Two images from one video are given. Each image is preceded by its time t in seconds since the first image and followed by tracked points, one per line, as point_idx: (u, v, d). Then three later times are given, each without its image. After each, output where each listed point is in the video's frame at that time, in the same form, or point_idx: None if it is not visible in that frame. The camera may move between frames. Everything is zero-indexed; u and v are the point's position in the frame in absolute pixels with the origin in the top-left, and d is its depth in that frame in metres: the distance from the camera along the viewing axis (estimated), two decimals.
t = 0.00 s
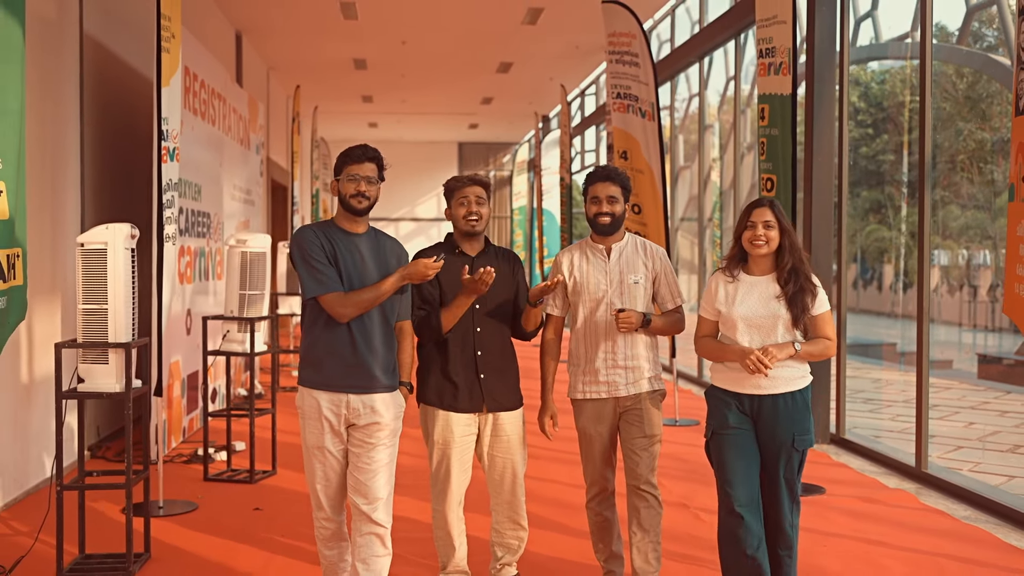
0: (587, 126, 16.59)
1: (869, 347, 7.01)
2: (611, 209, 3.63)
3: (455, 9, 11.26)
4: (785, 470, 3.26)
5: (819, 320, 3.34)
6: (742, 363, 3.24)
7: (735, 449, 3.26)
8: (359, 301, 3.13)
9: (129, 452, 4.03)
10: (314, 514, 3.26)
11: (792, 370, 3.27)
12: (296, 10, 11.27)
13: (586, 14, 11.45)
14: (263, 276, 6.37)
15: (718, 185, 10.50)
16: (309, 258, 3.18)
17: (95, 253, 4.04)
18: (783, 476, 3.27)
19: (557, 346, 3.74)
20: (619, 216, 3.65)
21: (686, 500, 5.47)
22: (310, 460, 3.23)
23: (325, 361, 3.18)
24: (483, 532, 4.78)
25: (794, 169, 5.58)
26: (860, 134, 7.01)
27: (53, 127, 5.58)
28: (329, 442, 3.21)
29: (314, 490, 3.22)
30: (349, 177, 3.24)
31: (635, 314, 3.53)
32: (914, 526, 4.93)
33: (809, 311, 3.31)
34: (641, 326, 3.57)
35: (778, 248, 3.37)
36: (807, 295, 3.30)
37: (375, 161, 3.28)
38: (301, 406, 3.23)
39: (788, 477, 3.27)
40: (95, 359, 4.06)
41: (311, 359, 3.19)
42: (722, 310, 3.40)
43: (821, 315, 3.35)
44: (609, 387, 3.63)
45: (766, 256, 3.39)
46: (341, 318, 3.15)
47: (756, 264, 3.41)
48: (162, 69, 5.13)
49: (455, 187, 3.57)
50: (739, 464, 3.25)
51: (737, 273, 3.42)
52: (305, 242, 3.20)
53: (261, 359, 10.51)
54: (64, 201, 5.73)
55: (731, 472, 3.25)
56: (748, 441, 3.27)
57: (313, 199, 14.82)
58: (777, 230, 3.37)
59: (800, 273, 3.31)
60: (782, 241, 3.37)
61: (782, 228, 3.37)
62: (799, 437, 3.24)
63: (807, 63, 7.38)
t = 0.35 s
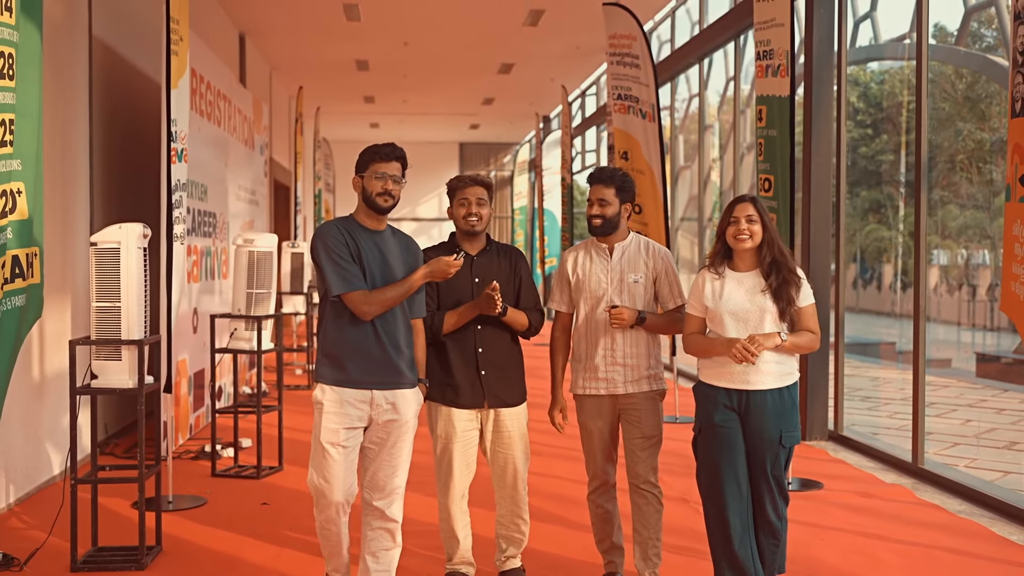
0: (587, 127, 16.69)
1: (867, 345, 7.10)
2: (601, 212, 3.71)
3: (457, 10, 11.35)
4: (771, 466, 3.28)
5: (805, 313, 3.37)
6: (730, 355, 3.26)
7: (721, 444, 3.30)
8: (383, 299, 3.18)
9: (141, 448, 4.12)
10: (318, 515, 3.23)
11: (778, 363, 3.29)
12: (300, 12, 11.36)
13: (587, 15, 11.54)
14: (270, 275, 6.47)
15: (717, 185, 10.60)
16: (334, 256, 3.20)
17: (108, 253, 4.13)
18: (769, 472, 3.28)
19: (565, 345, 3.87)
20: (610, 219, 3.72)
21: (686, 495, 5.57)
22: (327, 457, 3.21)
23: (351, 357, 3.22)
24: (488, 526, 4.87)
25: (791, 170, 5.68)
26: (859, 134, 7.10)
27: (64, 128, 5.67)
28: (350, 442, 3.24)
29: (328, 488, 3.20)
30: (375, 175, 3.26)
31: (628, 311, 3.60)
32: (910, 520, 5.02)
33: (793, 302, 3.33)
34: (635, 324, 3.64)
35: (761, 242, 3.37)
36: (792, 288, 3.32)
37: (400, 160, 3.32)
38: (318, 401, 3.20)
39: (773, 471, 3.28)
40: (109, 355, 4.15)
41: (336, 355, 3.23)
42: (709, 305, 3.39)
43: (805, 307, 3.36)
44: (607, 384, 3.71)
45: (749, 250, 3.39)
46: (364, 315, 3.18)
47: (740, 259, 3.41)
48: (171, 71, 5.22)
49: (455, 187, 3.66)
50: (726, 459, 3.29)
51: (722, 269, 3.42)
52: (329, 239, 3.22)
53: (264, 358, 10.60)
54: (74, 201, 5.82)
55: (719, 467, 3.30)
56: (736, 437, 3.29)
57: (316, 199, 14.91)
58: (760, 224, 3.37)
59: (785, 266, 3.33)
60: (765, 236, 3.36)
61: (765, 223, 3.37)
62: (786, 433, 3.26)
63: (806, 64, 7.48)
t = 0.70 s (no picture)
0: (587, 128, 16.77)
1: (863, 345, 7.19)
2: (593, 218, 3.79)
3: (458, 12, 11.44)
4: (763, 464, 3.31)
5: (794, 317, 3.40)
6: (712, 355, 3.36)
7: (710, 443, 3.40)
8: (396, 301, 3.22)
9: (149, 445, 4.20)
10: (335, 515, 3.28)
11: (763, 365, 3.34)
12: (301, 14, 11.44)
13: (587, 17, 11.62)
14: (273, 275, 6.55)
15: (716, 186, 10.68)
16: (345, 259, 3.22)
17: (117, 254, 4.21)
18: (763, 471, 3.31)
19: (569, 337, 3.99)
20: (602, 225, 3.78)
21: (684, 492, 5.65)
22: (347, 456, 3.26)
23: (364, 358, 3.26)
24: (488, 522, 4.96)
25: (787, 172, 5.78)
26: (859, 135, 7.16)
27: (71, 130, 5.74)
28: (363, 442, 3.30)
29: (347, 487, 3.26)
30: (393, 182, 3.29)
31: (613, 315, 3.63)
32: (905, 516, 5.10)
33: (778, 306, 3.36)
34: (622, 328, 3.68)
35: (750, 244, 3.42)
36: (779, 292, 3.36)
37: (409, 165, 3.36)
38: (336, 401, 3.24)
39: (763, 473, 3.31)
40: (116, 355, 4.23)
41: (350, 357, 3.26)
42: (698, 306, 3.48)
43: (793, 310, 3.39)
44: (598, 382, 3.79)
45: (740, 252, 3.45)
46: (376, 317, 3.22)
47: (732, 260, 3.48)
48: (177, 75, 5.30)
49: (461, 190, 3.73)
50: (714, 457, 3.40)
51: (713, 270, 3.50)
52: (338, 242, 3.23)
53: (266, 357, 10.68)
54: (81, 202, 5.90)
55: (708, 467, 3.40)
56: (724, 436, 3.38)
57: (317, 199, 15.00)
58: (748, 227, 3.42)
59: (771, 272, 3.36)
60: (754, 240, 3.41)
61: (754, 227, 3.42)
62: (776, 431, 3.30)
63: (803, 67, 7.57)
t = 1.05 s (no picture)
0: (586, 128, 16.85)
1: (855, 343, 7.27)
2: (589, 218, 3.87)
3: (456, 14, 11.52)
4: (755, 464, 3.37)
5: (787, 316, 3.41)
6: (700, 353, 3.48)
7: (707, 440, 3.52)
8: (405, 301, 3.30)
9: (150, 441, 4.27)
10: (335, 513, 3.33)
11: (752, 364, 3.40)
12: (301, 16, 11.52)
13: (585, 18, 11.70)
14: (272, 275, 6.62)
15: (713, 186, 10.76)
16: (359, 261, 3.25)
17: (118, 254, 4.29)
18: (756, 472, 3.36)
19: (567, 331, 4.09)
20: (598, 224, 3.87)
21: (678, 488, 5.73)
22: (352, 454, 3.32)
23: (369, 359, 3.33)
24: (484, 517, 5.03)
25: (779, 173, 5.86)
26: (860, 134, 7.12)
27: (73, 131, 5.81)
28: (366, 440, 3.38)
29: (350, 485, 3.32)
30: (396, 185, 3.41)
31: (603, 313, 3.72)
32: (895, 511, 5.18)
33: (764, 306, 3.40)
34: (614, 326, 3.76)
35: (743, 243, 3.46)
36: (766, 291, 3.40)
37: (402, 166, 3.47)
38: (344, 400, 3.29)
39: (759, 472, 3.36)
40: (118, 353, 4.31)
41: (356, 357, 3.31)
42: (699, 303, 3.61)
43: (784, 310, 3.41)
44: (590, 379, 3.86)
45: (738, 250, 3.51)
46: (384, 317, 3.28)
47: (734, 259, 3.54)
48: (177, 77, 5.37)
49: (469, 189, 3.81)
50: (712, 453, 3.53)
51: (715, 268, 3.59)
52: (351, 243, 3.26)
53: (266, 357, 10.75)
54: (82, 202, 5.97)
55: (708, 462, 3.54)
56: (719, 433, 3.49)
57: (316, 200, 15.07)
58: (741, 226, 3.47)
59: (759, 272, 3.40)
60: (743, 241, 3.45)
61: (744, 228, 3.46)
62: (766, 429, 3.35)
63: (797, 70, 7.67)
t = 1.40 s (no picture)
0: (583, 128, 16.92)
1: (845, 340, 7.35)
2: (587, 211, 3.98)
3: (453, 14, 11.58)
4: (744, 459, 3.44)
5: (773, 314, 3.41)
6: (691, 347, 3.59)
7: (703, 434, 3.60)
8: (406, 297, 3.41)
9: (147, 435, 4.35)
10: (337, 506, 3.39)
11: (739, 359, 3.46)
12: (300, 16, 11.60)
13: (581, 19, 11.77)
14: (268, 273, 6.71)
15: (708, 185, 10.84)
16: (365, 258, 3.34)
17: (116, 251, 4.37)
18: (745, 467, 3.44)
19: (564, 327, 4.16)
20: (594, 216, 3.96)
21: (668, 483, 5.81)
22: (356, 447, 3.39)
23: (371, 353, 3.41)
24: (477, 511, 5.11)
25: (768, 172, 5.94)
26: (857, 133, 7.09)
27: (72, 130, 5.89)
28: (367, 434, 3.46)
29: (352, 478, 3.39)
30: (392, 185, 3.50)
31: (578, 301, 3.73)
32: (881, 504, 5.26)
33: (747, 303, 3.45)
34: (590, 314, 3.77)
35: (735, 242, 3.52)
36: (750, 289, 3.44)
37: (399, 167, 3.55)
38: (349, 394, 3.37)
39: (748, 465, 3.43)
40: (115, 348, 4.40)
41: (359, 351, 3.38)
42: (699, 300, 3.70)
43: (770, 308, 3.42)
44: (574, 368, 3.95)
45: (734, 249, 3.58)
46: (387, 312, 3.37)
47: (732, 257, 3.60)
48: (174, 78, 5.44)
49: (477, 194, 3.85)
50: (709, 448, 3.59)
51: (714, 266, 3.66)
52: (360, 242, 3.34)
53: (264, 355, 10.83)
54: (81, 201, 6.05)
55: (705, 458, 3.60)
56: (713, 428, 3.56)
57: (314, 199, 15.15)
58: (733, 225, 3.53)
59: (744, 269, 3.46)
60: (733, 239, 3.51)
61: (735, 226, 3.52)
62: (752, 424, 3.42)
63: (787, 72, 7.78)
